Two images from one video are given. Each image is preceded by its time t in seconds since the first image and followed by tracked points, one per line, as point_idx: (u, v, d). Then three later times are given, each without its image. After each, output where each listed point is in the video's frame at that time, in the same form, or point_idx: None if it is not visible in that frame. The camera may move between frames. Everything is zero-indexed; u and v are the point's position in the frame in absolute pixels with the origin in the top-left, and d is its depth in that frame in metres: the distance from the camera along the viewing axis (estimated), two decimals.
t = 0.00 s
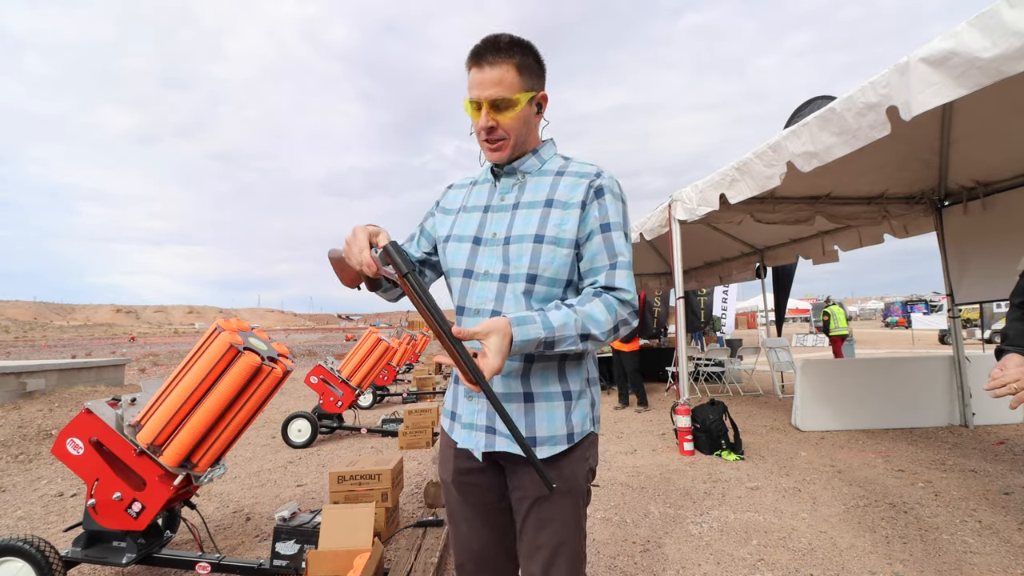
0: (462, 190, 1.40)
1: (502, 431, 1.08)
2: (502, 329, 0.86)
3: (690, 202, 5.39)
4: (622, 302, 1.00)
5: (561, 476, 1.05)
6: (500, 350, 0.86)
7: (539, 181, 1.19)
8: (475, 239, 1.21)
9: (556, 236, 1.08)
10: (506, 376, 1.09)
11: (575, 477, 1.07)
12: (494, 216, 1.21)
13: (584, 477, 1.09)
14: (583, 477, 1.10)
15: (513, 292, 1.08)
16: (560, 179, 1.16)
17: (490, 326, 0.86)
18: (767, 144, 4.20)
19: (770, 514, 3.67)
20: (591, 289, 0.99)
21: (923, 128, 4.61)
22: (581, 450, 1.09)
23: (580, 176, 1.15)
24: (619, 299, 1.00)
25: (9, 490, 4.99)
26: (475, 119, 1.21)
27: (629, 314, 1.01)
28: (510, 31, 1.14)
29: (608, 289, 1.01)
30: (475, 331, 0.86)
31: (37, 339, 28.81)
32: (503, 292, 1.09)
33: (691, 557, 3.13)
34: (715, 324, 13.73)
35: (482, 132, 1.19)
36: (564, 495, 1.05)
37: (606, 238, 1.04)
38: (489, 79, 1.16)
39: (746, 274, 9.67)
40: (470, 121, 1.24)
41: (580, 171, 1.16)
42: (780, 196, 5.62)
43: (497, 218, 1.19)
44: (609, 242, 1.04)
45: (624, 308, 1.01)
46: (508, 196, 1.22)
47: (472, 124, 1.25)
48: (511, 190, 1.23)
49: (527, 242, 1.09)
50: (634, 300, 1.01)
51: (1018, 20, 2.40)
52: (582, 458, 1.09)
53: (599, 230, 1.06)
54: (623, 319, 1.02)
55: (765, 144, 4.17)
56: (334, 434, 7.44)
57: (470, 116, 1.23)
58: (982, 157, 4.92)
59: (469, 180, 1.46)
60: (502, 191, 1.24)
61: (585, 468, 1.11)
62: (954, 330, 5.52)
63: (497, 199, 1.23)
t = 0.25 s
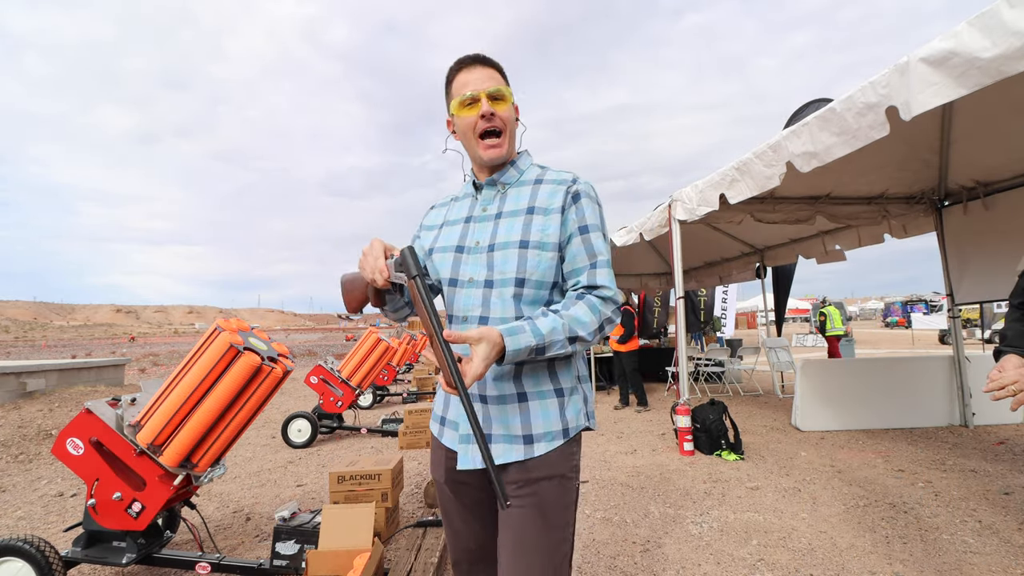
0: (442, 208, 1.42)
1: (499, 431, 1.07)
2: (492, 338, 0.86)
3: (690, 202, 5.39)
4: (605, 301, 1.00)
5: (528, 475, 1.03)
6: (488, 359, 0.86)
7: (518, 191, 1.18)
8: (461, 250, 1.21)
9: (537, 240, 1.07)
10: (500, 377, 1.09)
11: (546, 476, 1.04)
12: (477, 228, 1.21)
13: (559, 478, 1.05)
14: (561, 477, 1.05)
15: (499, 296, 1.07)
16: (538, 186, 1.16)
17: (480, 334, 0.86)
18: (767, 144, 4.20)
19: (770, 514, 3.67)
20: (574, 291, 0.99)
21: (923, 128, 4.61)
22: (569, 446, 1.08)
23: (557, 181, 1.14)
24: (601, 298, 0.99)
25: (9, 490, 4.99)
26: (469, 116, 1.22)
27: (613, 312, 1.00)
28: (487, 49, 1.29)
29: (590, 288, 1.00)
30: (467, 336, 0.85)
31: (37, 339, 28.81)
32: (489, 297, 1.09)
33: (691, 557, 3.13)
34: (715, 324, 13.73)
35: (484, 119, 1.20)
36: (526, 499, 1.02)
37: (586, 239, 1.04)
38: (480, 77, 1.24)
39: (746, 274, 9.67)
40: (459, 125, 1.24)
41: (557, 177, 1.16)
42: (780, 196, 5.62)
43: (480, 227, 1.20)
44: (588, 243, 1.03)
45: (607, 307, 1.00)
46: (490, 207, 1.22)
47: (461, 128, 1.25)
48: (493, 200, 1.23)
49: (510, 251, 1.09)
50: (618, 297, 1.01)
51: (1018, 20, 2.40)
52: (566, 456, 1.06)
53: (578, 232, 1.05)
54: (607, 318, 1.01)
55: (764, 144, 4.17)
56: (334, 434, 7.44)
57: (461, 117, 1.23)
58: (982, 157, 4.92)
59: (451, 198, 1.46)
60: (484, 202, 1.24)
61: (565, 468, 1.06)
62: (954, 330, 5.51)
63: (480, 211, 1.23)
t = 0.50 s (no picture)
0: (428, 209, 1.43)
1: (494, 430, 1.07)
2: (494, 341, 0.86)
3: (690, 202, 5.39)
4: (599, 294, 1.00)
5: (520, 476, 1.03)
6: (489, 360, 0.86)
7: (499, 187, 1.17)
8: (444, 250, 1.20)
9: (523, 237, 1.06)
10: (494, 375, 1.08)
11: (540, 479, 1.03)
12: (460, 225, 1.20)
13: (555, 480, 1.04)
14: (556, 480, 1.04)
15: (487, 295, 1.07)
16: (521, 182, 1.15)
17: (482, 336, 0.85)
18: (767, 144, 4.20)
19: (770, 514, 3.67)
20: (569, 286, 0.99)
21: (923, 128, 4.61)
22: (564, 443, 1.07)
23: (539, 175, 1.14)
24: (596, 292, 1.00)
25: (9, 490, 4.99)
26: (455, 108, 1.20)
27: (608, 305, 1.02)
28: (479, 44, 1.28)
29: (586, 282, 1.00)
30: (470, 336, 0.84)
31: (37, 339, 28.81)
32: (476, 296, 1.09)
33: (691, 557, 3.13)
34: (715, 324, 13.72)
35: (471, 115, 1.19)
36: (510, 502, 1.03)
37: (577, 234, 1.03)
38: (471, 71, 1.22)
39: (746, 274, 9.67)
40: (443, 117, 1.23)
41: (539, 170, 1.15)
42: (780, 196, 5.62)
43: (463, 226, 1.19)
44: (579, 238, 1.03)
45: (602, 300, 1.01)
46: (473, 204, 1.21)
47: (445, 119, 1.23)
48: (476, 197, 1.23)
49: (496, 247, 1.08)
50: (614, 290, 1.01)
51: (1018, 20, 2.40)
52: (560, 454, 1.05)
53: (568, 227, 1.04)
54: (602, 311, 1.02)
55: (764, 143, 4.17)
56: (334, 434, 7.43)
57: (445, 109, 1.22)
58: (982, 157, 4.92)
59: (433, 199, 1.46)
60: (467, 199, 1.24)
61: (562, 471, 1.05)
62: (954, 330, 5.51)
63: (463, 209, 1.23)
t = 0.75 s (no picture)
0: (423, 201, 1.43)
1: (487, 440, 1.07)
2: (495, 354, 0.85)
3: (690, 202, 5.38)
4: (608, 299, 1.00)
5: (518, 495, 1.03)
6: (490, 373, 0.85)
7: (497, 181, 1.16)
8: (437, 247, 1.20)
9: (521, 236, 1.05)
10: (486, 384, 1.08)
11: (536, 498, 1.03)
12: (454, 222, 1.19)
13: (552, 499, 1.04)
14: (553, 500, 1.04)
15: (480, 298, 1.06)
16: (518, 176, 1.14)
17: (482, 351, 0.84)
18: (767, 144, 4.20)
19: (770, 514, 3.67)
20: (575, 291, 0.98)
21: (923, 127, 4.61)
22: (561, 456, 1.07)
23: (539, 169, 1.12)
24: (604, 296, 0.99)
25: (9, 490, 5.00)
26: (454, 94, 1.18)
27: (617, 308, 1.01)
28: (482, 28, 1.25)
29: (591, 286, 1.00)
30: (472, 353, 0.83)
31: (37, 339, 28.82)
32: (470, 298, 1.07)
33: (691, 557, 3.13)
34: (715, 324, 13.71)
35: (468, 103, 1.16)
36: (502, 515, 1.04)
37: (581, 235, 1.02)
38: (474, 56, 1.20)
39: (746, 274, 9.67)
40: (441, 100, 1.21)
41: (539, 164, 1.14)
42: (780, 197, 5.62)
43: (457, 222, 1.18)
44: (585, 240, 1.02)
45: (611, 304, 1.01)
46: (468, 199, 1.20)
47: (442, 103, 1.21)
48: (471, 191, 1.22)
49: (492, 246, 1.07)
50: (621, 294, 1.01)
51: (1018, 20, 2.40)
52: (557, 471, 1.05)
53: (571, 227, 1.03)
54: (611, 315, 1.01)
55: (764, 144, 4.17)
56: (334, 434, 7.43)
57: (442, 93, 1.20)
58: (982, 157, 4.92)
59: (427, 190, 1.46)
60: (462, 193, 1.23)
61: (559, 490, 1.05)
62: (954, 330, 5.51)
63: (458, 204, 1.22)
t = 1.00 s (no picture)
0: (426, 180, 1.42)
1: (472, 453, 1.03)
2: (485, 360, 0.84)
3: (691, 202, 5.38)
4: (619, 308, 0.99)
5: (504, 515, 0.98)
6: (482, 381, 0.85)
7: (507, 169, 1.15)
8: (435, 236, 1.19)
9: (526, 231, 1.04)
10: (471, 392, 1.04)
11: (526, 516, 0.97)
12: (457, 210, 1.19)
13: (544, 519, 0.98)
14: (546, 518, 0.98)
15: (474, 298, 1.04)
16: (529, 165, 1.12)
17: (469, 359, 0.83)
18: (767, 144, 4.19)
19: (770, 514, 3.67)
20: (584, 297, 0.97)
21: (923, 127, 4.61)
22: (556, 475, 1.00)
23: (552, 159, 1.11)
24: (616, 305, 0.98)
25: (9, 490, 5.00)
26: (460, 82, 1.16)
27: (629, 319, 1.01)
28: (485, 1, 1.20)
29: (602, 294, 0.99)
30: (461, 361, 0.82)
31: (37, 339, 28.83)
32: (463, 297, 1.06)
33: (691, 557, 3.13)
34: (715, 324, 13.71)
35: (476, 91, 1.14)
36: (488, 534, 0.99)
37: (595, 237, 1.02)
38: (478, 35, 1.16)
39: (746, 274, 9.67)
40: (446, 89, 1.18)
41: (554, 152, 1.13)
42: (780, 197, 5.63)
43: (460, 212, 1.18)
44: (600, 242, 1.01)
45: (621, 314, 1.00)
46: (473, 186, 1.20)
47: (448, 92, 1.19)
48: (476, 177, 1.21)
49: (493, 238, 1.06)
50: (634, 304, 1.00)
51: (1018, 20, 2.40)
52: (551, 491, 0.99)
53: (585, 226, 1.02)
54: (622, 325, 1.00)
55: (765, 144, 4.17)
56: (334, 434, 7.43)
57: (448, 81, 1.17)
58: (982, 157, 4.91)
59: (432, 167, 1.46)
60: (467, 178, 1.23)
61: (552, 508, 0.99)
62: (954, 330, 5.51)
63: (462, 190, 1.22)
